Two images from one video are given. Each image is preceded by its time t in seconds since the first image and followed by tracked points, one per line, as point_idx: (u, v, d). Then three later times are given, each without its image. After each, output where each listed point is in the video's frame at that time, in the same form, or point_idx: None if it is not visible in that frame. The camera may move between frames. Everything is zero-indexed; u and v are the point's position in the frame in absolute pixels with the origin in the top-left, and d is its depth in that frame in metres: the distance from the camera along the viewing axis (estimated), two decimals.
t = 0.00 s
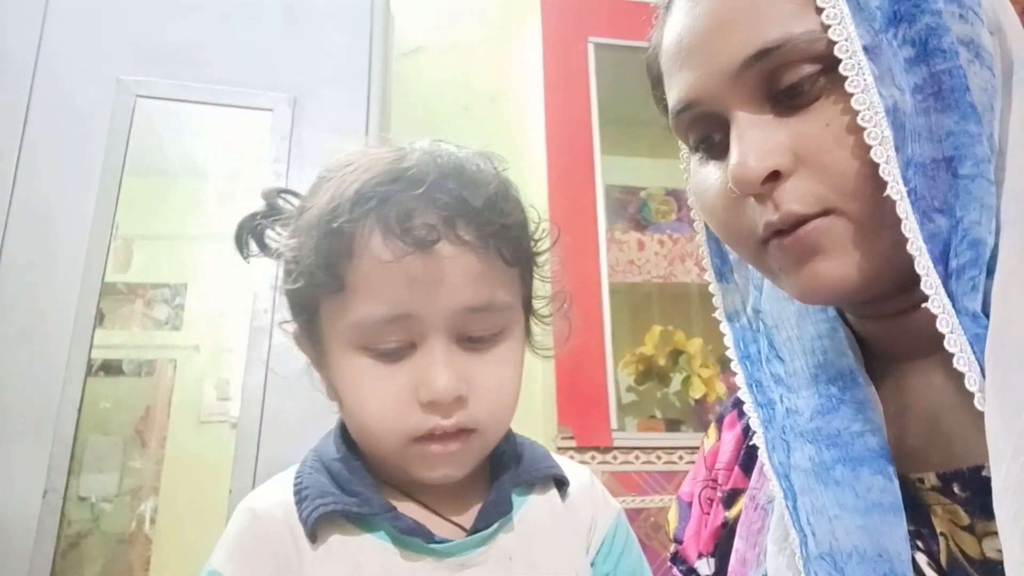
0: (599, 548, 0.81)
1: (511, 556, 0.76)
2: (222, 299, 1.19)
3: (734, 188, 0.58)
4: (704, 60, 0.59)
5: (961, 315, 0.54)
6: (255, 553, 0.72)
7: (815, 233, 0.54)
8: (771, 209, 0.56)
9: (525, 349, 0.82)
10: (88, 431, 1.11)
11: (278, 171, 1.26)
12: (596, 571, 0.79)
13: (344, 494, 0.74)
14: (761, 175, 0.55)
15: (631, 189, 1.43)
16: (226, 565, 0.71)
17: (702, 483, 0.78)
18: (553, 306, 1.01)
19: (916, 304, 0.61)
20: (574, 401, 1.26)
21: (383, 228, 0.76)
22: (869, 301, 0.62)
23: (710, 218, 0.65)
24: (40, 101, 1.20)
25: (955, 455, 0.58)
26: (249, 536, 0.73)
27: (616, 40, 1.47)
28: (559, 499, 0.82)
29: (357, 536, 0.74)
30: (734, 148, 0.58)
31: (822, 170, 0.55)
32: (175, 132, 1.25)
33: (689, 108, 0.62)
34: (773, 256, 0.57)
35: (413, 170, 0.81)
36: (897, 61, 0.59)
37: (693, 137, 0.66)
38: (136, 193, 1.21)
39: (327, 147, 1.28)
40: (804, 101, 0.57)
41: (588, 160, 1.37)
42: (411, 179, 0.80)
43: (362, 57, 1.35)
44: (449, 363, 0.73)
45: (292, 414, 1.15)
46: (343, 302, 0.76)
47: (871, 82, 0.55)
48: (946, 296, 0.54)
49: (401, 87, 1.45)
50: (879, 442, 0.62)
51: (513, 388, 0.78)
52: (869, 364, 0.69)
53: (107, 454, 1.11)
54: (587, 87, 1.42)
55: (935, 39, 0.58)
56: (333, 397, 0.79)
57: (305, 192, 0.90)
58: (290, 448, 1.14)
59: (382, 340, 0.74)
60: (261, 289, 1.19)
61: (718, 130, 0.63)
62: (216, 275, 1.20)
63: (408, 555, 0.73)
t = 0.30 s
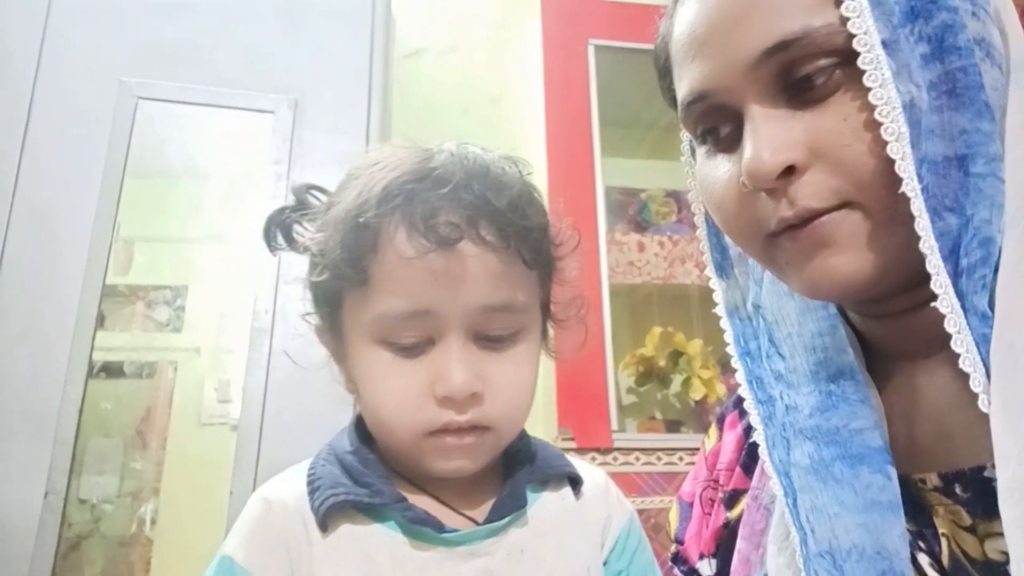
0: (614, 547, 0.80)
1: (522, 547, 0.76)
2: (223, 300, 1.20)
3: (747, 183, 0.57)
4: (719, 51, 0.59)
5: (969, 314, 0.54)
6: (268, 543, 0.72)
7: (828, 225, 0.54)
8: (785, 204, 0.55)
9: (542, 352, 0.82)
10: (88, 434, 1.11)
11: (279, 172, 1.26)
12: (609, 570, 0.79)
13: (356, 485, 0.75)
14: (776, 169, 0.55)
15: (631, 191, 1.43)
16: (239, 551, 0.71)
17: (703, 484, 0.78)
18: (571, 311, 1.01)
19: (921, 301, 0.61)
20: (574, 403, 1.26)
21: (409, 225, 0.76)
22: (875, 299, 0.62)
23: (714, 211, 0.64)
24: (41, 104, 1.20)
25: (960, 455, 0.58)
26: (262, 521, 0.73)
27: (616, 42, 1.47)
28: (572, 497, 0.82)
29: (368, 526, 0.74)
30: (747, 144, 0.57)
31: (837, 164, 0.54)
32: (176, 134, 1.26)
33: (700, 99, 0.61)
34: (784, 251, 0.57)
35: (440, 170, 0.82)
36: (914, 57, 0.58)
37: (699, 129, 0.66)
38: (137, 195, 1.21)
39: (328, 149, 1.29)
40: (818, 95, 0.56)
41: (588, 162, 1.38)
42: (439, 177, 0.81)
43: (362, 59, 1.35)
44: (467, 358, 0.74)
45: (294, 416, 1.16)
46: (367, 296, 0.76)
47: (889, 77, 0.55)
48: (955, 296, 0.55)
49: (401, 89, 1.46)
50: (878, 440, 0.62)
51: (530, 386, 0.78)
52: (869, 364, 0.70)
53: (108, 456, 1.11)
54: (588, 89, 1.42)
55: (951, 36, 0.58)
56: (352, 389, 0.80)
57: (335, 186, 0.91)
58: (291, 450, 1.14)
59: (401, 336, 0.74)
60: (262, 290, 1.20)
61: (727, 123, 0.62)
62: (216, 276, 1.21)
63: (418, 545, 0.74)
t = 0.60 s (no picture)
0: (622, 546, 0.80)
1: (530, 545, 0.76)
2: (225, 303, 1.20)
3: (780, 160, 0.56)
4: (761, 26, 0.58)
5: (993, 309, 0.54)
6: (272, 540, 0.72)
7: (862, 212, 0.53)
8: (818, 186, 0.55)
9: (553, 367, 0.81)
10: (93, 436, 1.12)
11: (281, 174, 1.27)
12: (618, 570, 0.79)
13: (363, 485, 0.75)
14: (817, 150, 0.54)
15: (633, 191, 1.43)
16: (247, 545, 0.71)
17: (707, 485, 0.78)
18: (586, 314, 1.01)
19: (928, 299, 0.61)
20: (575, 403, 1.26)
21: (427, 226, 0.77)
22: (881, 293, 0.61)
23: (729, 185, 0.64)
24: (43, 107, 1.20)
25: (967, 458, 0.58)
26: (270, 520, 0.73)
27: (617, 43, 1.47)
28: (582, 498, 0.82)
29: (375, 525, 0.74)
30: (784, 123, 0.57)
31: (880, 150, 0.54)
32: (178, 136, 1.26)
33: (737, 70, 0.61)
34: (808, 232, 0.56)
35: (459, 172, 0.83)
36: (959, 49, 0.56)
37: (727, 102, 0.65)
38: (140, 197, 1.21)
39: (329, 151, 1.29)
40: (863, 74, 0.56)
41: (589, 163, 1.38)
42: (458, 181, 0.81)
43: (363, 61, 1.35)
44: (481, 360, 0.74)
45: (296, 418, 1.16)
46: (384, 295, 0.76)
47: (940, 62, 0.55)
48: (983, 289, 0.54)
49: (403, 90, 1.46)
50: (875, 435, 0.62)
51: (542, 389, 0.78)
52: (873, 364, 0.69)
53: (112, 458, 1.11)
54: (589, 90, 1.43)
55: (993, 32, 0.56)
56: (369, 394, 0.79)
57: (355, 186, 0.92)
58: (294, 452, 1.14)
59: (418, 336, 0.74)
60: (264, 293, 1.20)
61: (759, 95, 0.62)
62: (218, 278, 1.21)
63: (425, 542, 0.74)
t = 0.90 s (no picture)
0: (622, 547, 0.81)
1: (529, 543, 0.76)
2: (223, 300, 1.20)
3: (815, 142, 0.57)
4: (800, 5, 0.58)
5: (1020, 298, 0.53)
6: (272, 535, 0.72)
7: (894, 203, 0.54)
8: (855, 171, 0.55)
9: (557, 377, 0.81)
10: (91, 433, 1.12)
11: (279, 171, 1.26)
12: (616, 572, 0.79)
13: (363, 481, 0.75)
14: (857, 130, 0.54)
15: (631, 188, 1.42)
16: (248, 540, 0.71)
17: (705, 483, 0.78)
18: (591, 314, 1.01)
19: (938, 296, 0.61)
20: (574, 401, 1.27)
21: (432, 230, 0.77)
22: (886, 292, 0.62)
23: (744, 168, 0.64)
24: (40, 104, 1.20)
25: (964, 460, 0.58)
26: (272, 515, 0.73)
27: (616, 40, 1.47)
28: (581, 500, 0.82)
29: (375, 521, 0.74)
30: (822, 105, 0.57)
31: (916, 136, 0.54)
32: (177, 133, 1.26)
33: (771, 51, 0.61)
34: (842, 223, 0.56)
35: (467, 174, 0.82)
36: (993, 41, 0.57)
37: (751, 83, 0.65)
38: (138, 193, 1.21)
39: (327, 148, 1.29)
40: (900, 61, 0.56)
41: (587, 161, 1.38)
42: (464, 183, 0.81)
43: (362, 59, 1.35)
44: (484, 361, 0.74)
45: (293, 416, 1.16)
46: (390, 296, 0.76)
47: (978, 51, 0.55)
48: (1010, 278, 0.54)
49: (401, 88, 1.45)
50: (878, 438, 0.62)
51: (546, 392, 0.78)
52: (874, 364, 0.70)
53: (111, 454, 1.11)
54: (588, 88, 1.43)
55: (1019, 28, 0.57)
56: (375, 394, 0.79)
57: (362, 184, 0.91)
58: (291, 450, 1.14)
59: (423, 339, 0.74)
60: (262, 291, 1.20)
61: (789, 76, 0.62)
62: (215, 275, 1.21)
63: (425, 538, 0.74)
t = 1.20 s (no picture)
0: (621, 543, 0.81)
1: (530, 536, 0.77)
2: (231, 292, 1.20)
3: (816, 143, 0.56)
4: (802, 6, 0.58)
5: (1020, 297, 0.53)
6: (282, 524, 0.72)
7: (893, 205, 0.54)
8: (854, 171, 0.55)
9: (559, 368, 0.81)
10: (99, 424, 1.12)
11: (287, 165, 1.27)
12: (614, 568, 0.80)
13: (369, 475, 0.76)
14: (856, 132, 0.54)
15: (639, 183, 1.43)
16: (257, 530, 0.71)
17: (706, 480, 0.78)
18: (593, 315, 1.01)
19: (940, 297, 0.61)
20: (579, 398, 1.27)
21: (444, 227, 0.77)
22: (887, 293, 0.62)
23: (747, 168, 0.64)
24: (51, 97, 1.21)
25: (962, 459, 0.58)
26: (280, 506, 0.73)
27: (623, 35, 1.46)
28: (581, 497, 0.83)
29: (381, 512, 0.75)
30: (823, 104, 0.57)
31: (915, 136, 0.54)
32: (187, 127, 1.27)
33: (773, 52, 0.61)
34: (844, 222, 0.56)
35: (475, 176, 0.83)
36: (990, 44, 0.57)
37: (754, 85, 0.65)
38: (147, 186, 1.22)
39: (335, 142, 1.29)
40: (899, 62, 0.56)
41: (595, 157, 1.38)
42: (473, 184, 0.82)
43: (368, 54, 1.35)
44: (491, 354, 0.74)
45: (300, 408, 1.16)
46: (402, 291, 0.77)
47: (973, 53, 0.55)
48: (1008, 277, 0.54)
49: (408, 84, 1.45)
50: (878, 438, 0.62)
51: (548, 385, 0.78)
52: (874, 364, 0.70)
53: (119, 444, 1.12)
54: (595, 84, 1.42)
55: (1017, 31, 0.58)
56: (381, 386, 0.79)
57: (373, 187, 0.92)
58: (299, 442, 1.15)
59: (433, 332, 0.75)
60: (270, 284, 1.21)
61: (790, 79, 0.62)
62: (223, 268, 1.21)
63: (429, 529, 0.74)
